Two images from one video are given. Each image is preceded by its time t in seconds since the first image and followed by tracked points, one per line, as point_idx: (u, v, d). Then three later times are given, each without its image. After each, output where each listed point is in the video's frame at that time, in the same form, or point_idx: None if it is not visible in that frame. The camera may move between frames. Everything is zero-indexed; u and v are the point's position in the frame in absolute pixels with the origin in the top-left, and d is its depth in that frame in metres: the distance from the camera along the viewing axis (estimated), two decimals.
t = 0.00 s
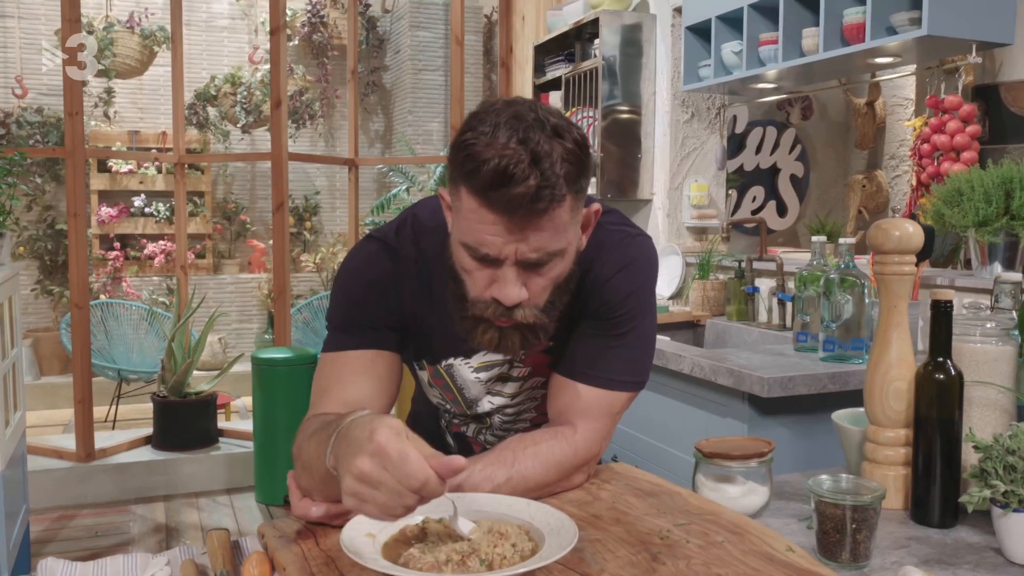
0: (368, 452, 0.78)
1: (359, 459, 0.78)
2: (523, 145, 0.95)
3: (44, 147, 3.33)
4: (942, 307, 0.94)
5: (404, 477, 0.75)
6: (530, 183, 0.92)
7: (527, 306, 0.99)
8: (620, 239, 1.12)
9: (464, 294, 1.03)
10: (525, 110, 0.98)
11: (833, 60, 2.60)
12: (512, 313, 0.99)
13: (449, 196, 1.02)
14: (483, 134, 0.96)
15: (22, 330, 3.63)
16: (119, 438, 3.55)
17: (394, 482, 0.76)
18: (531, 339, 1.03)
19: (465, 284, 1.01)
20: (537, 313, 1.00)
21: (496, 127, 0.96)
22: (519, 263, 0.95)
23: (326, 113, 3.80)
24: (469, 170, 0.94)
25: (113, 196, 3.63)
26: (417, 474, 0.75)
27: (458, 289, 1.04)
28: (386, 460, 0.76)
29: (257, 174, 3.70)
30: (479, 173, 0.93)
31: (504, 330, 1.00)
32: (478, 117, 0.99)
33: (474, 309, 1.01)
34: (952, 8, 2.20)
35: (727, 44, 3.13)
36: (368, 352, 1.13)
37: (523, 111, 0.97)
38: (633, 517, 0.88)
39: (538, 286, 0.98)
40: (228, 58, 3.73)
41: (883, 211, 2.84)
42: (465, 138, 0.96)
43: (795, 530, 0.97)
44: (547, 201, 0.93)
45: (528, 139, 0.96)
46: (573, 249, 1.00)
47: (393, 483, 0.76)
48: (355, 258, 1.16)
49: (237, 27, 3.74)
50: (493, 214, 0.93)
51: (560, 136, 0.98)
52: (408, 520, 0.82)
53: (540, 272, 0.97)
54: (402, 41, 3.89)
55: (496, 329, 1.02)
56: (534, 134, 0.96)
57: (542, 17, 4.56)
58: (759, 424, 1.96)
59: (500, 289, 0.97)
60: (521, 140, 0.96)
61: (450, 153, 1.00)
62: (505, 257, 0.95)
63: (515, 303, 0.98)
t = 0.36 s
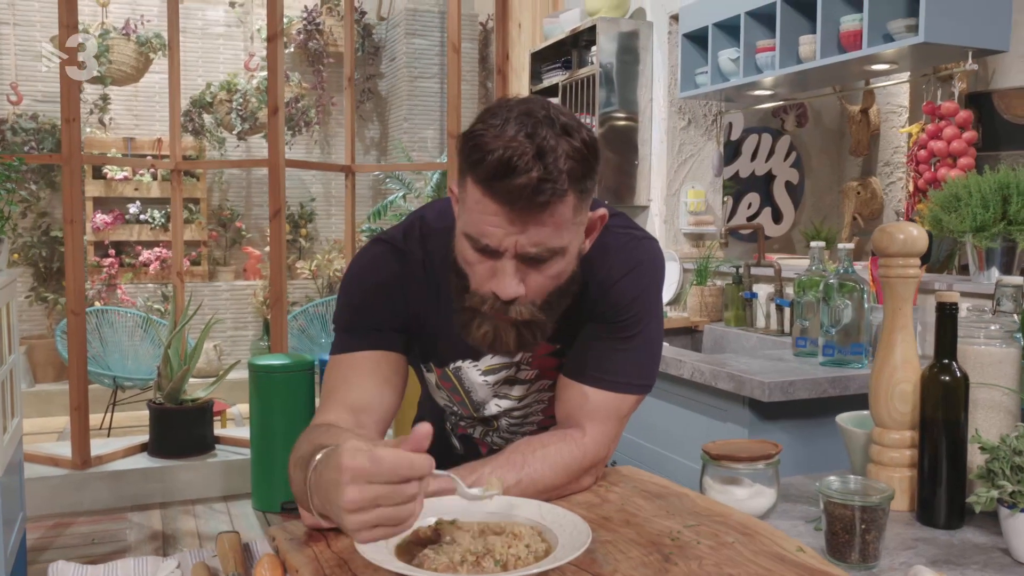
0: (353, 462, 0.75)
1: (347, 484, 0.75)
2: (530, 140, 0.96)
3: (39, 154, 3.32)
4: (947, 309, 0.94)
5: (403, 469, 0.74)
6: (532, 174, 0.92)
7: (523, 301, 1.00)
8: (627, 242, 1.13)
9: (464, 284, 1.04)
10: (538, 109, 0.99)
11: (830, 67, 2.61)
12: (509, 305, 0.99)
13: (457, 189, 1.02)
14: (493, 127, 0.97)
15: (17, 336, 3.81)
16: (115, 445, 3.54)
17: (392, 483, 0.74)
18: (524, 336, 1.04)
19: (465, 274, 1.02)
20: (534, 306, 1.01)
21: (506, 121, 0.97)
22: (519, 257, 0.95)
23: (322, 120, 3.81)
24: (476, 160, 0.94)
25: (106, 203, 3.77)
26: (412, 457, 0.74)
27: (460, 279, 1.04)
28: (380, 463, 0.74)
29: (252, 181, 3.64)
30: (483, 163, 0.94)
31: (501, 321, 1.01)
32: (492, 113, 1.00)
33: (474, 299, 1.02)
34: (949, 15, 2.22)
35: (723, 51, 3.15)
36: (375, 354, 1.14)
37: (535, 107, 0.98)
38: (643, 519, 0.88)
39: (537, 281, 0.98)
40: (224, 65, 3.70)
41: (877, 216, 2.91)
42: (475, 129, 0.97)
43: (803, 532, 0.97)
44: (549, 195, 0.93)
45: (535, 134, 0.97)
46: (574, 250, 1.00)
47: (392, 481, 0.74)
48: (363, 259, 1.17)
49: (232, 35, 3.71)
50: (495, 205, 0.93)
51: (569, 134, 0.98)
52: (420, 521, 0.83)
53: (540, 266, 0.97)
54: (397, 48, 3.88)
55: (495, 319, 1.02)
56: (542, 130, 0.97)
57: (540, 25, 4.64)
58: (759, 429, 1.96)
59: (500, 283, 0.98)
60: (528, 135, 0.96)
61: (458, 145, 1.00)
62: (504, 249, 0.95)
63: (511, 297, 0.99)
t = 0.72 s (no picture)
0: (339, 438, 0.89)
1: (335, 457, 0.89)
2: (536, 133, 0.98)
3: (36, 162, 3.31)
4: (951, 314, 0.96)
5: (385, 446, 0.88)
6: (539, 167, 0.94)
7: (530, 297, 1.02)
8: (635, 249, 1.15)
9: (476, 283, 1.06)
10: (546, 106, 1.01)
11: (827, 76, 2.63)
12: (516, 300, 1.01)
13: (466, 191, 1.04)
14: (500, 122, 1.00)
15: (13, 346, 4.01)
16: (110, 455, 3.52)
17: (376, 458, 0.88)
18: (534, 334, 1.07)
19: (475, 273, 1.04)
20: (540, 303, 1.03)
21: (513, 116, 1.00)
22: (527, 251, 0.97)
23: (318, 129, 3.91)
24: (483, 154, 0.97)
25: (101, 212, 3.96)
26: (395, 437, 0.88)
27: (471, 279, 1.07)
28: (365, 440, 0.88)
29: (247, 191, 3.84)
30: (492, 157, 0.96)
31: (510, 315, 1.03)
32: (499, 108, 1.02)
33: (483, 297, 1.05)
34: (944, 25, 2.24)
35: (720, 61, 3.17)
36: (383, 357, 1.15)
37: (543, 105, 1.01)
38: (653, 523, 0.88)
39: (544, 277, 1.00)
40: (219, 75, 3.92)
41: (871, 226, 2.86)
42: (483, 124, 1.00)
43: (811, 536, 0.98)
44: (555, 186, 0.95)
45: (542, 128, 0.99)
46: (580, 249, 1.02)
47: (375, 458, 0.88)
48: (372, 264, 1.19)
49: (227, 44, 4.04)
50: (502, 198, 0.95)
51: (576, 131, 1.01)
52: (435, 524, 0.82)
53: (547, 263, 0.99)
54: (393, 57, 4.09)
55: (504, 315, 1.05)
56: (549, 125, 0.99)
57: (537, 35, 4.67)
58: (760, 436, 1.97)
59: (508, 278, 0.99)
60: (536, 129, 0.99)
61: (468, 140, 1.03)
62: (512, 244, 0.97)
63: (518, 293, 1.00)
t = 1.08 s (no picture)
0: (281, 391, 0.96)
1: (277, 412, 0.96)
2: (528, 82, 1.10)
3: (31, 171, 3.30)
4: (952, 319, 0.97)
5: (312, 398, 0.93)
6: (535, 102, 1.06)
7: (536, 241, 1.12)
8: (641, 252, 1.22)
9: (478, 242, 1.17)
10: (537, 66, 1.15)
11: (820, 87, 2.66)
12: (523, 244, 1.11)
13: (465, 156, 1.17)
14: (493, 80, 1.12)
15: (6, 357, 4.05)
16: (102, 466, 3.48)
17: (309, 411, 0.93)
18: (540, 279, 1.14)
19: (479, 229, 1.15)
20: (547, 249, 1.13)
21: (504, 73, 1.13)
22: (528, 193, 1.08)
23: (310, 140, 3.96)
24: (483, 102, 1.08)
25: (93, 223, 4.00)
26: (325, 390, 0.93)
27: (472, 239, 1.18)
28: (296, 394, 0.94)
29: (239, 202, 4.12)
30: (492, 101, 1.08)
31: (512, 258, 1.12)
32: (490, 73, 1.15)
33: (488, 248, 1.14)
34: (935, 37, 2.27)
35: (714, 71, 3.20)
36: (383, 326, 1.24)
37: (534, 64, 1.14)
38: (660, 528, 0.89)
39: (548, 222, 1.10)
40: (211, 84, 4.08)
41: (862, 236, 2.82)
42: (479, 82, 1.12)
43: (815, 541, 0.98)
44: (551, 120, 1.06)
45: (537, 78, 1.11)
46: (580, 197, 1.13)
47: (306, 410, 0.93)
48: (378, 239, 1.30)
49: (218, 54, 4.17)
50: (503, 137, 1.06)
51: (568, 82, 1.14)
52: (445, 530, 0.82)
53: (548, 207, 1.10)
54: (386, 68, 4.16)
55: (504, 261, 1.14)
56: (543, 76, 1.12)
57: (530, 46, 4.72)
58: (756, 444, 1.98)
59: (513, 223, 1.10)
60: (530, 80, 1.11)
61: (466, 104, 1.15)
62: (514, 190, 1.09)
63: (524, 235, 1.11)
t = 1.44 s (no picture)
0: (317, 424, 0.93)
1: (315, 446, 0.93)
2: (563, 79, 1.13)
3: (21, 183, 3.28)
4: (946, 329, 0.98)
5: (346, 430, 0.90)
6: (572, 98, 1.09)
7: (572, 239, 1.11)
8: (661, 272, 1.24)
9: (508, 248, 1.17)
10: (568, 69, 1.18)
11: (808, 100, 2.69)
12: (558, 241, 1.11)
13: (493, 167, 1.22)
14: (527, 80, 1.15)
15: None
16: (90, 480, 3.44)
17: (345, 445, 0.90)
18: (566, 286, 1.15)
19: (509, 232, 1.16)
20: (583, 247, 1.13)
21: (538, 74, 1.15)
22: (566, 187, 1.10)
23: (299, 153, 4.07)
24: (520, 101, 1.12)
25: (81, 235, 3.99)
26: (358, 423, 0.90)
27: (501, 246, 1.19)
28: (332, 426, 0.91)
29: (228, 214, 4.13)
30: (528, 100, 1.11)
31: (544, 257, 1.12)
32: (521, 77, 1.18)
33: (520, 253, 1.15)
34: (921, 52, 2.31)
35: (703, 85, 3.23)
36: (406, 344, 1.26)
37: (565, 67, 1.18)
38: (661, 536, 0.90)
39: (583, 219, 1.11)
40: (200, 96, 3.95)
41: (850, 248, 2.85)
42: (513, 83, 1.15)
43: (812, 548, 0.99)
44: (590, 115, 1.09)
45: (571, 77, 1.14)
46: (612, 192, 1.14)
47: (341, 443, 0.90)
48: (394, 253, 1.32)
49: (207, 67, 4.42)
50: (540, 135, 1.09)
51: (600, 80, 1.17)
52: (449, 539, 0.82)
53: (584, 203, 1.10)
54: (375, 81, 4.22)
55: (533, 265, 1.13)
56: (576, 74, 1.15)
57: (519, 59, 4.77)
58: (749, 454, 2.00)
59: (550, 219, 1.11)
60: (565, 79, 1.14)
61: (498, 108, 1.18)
62: (551, 184, 1.10)
63: (562, 232, 1.11)
